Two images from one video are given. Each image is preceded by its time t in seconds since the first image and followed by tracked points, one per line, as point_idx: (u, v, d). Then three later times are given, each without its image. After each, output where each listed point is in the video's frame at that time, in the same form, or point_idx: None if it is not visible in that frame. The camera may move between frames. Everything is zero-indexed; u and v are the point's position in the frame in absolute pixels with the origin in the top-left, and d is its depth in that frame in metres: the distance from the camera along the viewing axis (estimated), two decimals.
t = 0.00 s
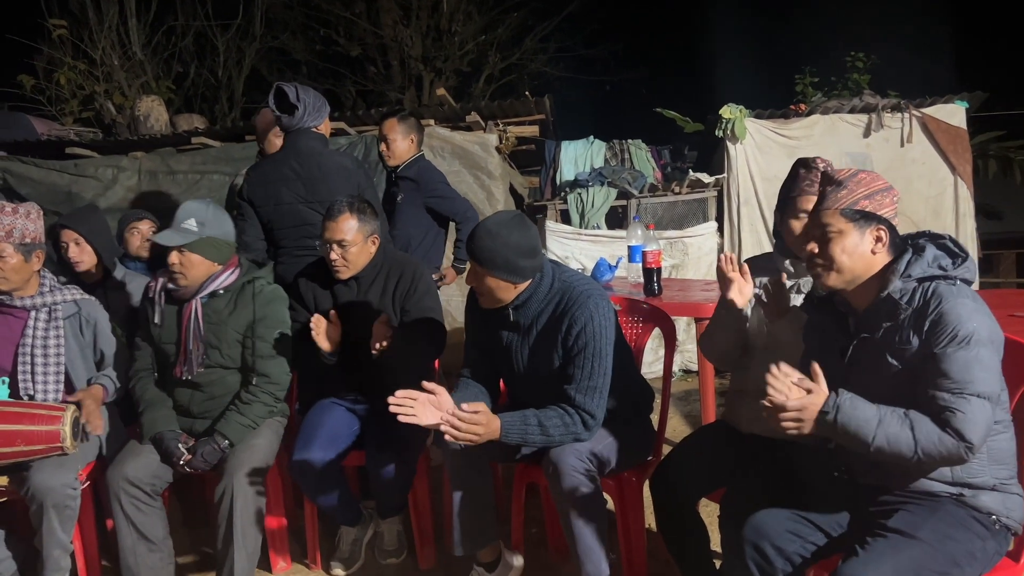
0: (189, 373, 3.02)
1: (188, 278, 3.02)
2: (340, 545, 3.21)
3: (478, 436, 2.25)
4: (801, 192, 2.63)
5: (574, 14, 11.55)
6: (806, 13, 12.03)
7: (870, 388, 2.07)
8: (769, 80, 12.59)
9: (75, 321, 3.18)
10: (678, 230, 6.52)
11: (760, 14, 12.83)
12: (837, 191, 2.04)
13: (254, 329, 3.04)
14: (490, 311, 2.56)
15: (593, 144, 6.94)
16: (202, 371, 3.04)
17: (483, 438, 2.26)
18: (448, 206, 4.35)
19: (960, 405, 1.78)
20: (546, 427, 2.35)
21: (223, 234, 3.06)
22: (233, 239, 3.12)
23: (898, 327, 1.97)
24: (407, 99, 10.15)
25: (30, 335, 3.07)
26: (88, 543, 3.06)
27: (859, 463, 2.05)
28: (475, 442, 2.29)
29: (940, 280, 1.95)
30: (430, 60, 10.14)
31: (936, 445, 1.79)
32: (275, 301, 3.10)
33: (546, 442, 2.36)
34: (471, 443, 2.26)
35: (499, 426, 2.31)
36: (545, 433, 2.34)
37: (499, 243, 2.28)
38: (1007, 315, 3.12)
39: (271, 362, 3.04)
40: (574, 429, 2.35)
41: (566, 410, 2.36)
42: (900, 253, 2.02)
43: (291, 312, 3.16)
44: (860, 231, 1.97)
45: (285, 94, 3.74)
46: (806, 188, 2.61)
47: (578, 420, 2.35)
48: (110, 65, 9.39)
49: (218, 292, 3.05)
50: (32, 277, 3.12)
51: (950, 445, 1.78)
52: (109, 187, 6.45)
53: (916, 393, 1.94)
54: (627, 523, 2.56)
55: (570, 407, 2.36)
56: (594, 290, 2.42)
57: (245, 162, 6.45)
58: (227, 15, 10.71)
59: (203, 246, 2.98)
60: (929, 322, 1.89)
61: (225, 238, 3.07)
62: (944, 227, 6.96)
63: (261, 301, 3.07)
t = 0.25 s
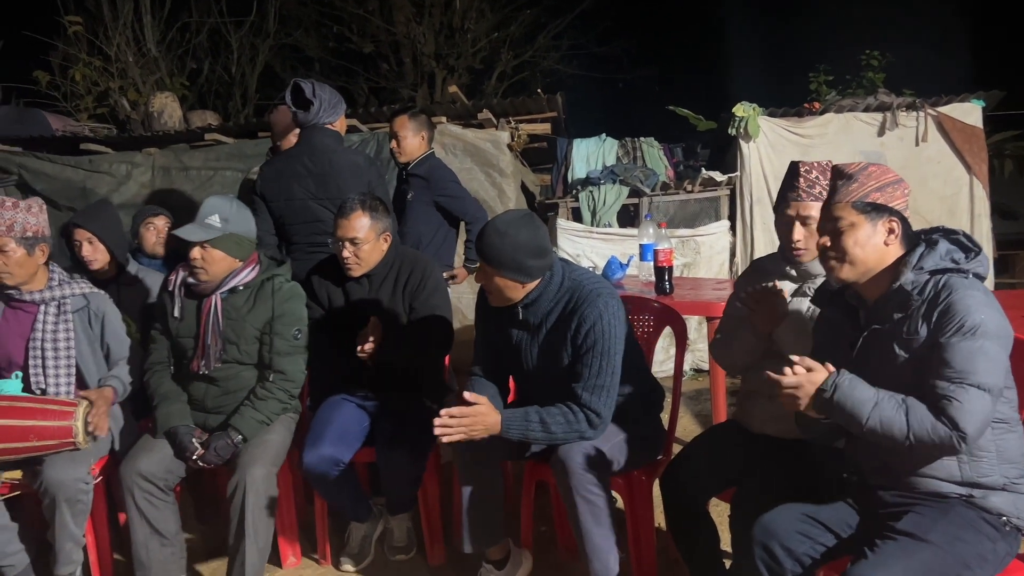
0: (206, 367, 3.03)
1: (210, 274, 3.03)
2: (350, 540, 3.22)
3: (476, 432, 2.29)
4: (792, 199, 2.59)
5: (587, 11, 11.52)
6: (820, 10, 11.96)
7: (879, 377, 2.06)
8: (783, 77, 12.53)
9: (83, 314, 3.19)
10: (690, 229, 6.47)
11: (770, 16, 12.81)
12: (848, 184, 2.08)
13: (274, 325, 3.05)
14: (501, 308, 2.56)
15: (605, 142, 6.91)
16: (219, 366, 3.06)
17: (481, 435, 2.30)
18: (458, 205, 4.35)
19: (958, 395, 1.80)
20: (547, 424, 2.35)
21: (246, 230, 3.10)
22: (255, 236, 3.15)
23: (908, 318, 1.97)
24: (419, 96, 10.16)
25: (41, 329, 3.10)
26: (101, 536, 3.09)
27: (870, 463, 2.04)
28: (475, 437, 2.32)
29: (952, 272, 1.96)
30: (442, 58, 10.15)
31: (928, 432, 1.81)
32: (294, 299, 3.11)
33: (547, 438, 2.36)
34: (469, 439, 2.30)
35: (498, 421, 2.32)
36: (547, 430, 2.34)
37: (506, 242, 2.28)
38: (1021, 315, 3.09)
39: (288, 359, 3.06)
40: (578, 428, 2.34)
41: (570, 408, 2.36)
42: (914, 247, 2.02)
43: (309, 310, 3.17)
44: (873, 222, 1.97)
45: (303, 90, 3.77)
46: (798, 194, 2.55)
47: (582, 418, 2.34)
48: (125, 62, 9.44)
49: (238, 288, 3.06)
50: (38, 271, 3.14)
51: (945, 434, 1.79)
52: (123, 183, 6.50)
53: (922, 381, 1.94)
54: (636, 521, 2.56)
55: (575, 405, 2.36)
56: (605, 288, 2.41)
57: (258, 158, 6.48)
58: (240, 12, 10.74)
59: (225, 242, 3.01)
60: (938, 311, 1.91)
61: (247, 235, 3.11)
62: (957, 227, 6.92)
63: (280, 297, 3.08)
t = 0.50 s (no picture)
0: (221, 362, 3.07)
1: (222, 270, 3.04)
2: (366, 535, 3.24)
3: (497, 428, 2.28)
4: (793, 200, 2.48)
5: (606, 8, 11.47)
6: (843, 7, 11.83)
7: (898, 380, 2.04)
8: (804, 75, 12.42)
9: (101, 307, 3.23)
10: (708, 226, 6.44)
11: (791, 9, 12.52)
12: (868, 184, 2.05)
13: (286, 318, 3.07)
14: (518, 305, 2.56)
15: (624, 139, 6.88)
16: (234, 360, 3.09)
17: (503, 431, 2.29)
18: (475, 203, 4.34)
19: (979, 398, 1.79)
20: (567, 421, 2.34)
21: (256, 225, 3.10)
22: (264, 229, 3.15)
23: (927, 320, 1.96)
24: (438, 94, 10.18)
25: (58, 322, 3.13)
26: (121, 528, 3.13)
27: (888, 464, 2.02)
28: (496, 433, 2.31)
29: (972, 273, 1.94)
30: (461, 55, 10.15)
31: (950, 438, 1.81)
32: (306, 292, 3.12)
33: (567, 435, 2.36)
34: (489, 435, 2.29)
35: (519, 418, 2.30)
36: (567, 427, 2.34)
37: (525, 238, 2.29)
38: None
39: (304, 352, 3.07)
40: (597, 425, 2.34)
41: (589, 405, 2.36)
42: (932, 247, 2.00)
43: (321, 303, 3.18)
44: (891, 222, 1.95)
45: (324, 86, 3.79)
46: (798, 194, 2.45)
47: (601, 415, 2.34)
48: (147, 59, 9.53)
49: (250, 283, 3.09)
50: (55, 264, 3.18)
51: (965, 438, 1.79)
52: (144, 178, 6.57)
53: (941, 385, 1.93)
54: (652, 519, 2.55)
55: (593, 402, 2.36)
56: (622, 285, 2.40)
57: (278, 155, 6.54)
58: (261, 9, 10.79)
59: (235, 237, 3.02)
60: (957, 314, 1.89)
61: (256, 230, 3.11)
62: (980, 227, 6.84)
63: (291, 291, 3.10)
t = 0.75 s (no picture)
0: (235, 358, 3.10)
1: (226, 267, 3.09)
2: (384, 529, 3.27)
3: (511, 422, 2.29)
4: (802, 200, 2.47)
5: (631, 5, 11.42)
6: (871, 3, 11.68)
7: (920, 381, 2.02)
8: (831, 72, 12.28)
9: (126, 300, 3.27)
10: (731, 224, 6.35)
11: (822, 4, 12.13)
12: (895, 180, 1.99)
13: (293, 310, 3.08)
14: (536, 301, 2.56)
15: (646, 136, 6.83)
16: (248, 354, 3.11)
17: (516, 425, 2.30)
18: (495, 199, 4.34)
19: (1010, 399, 1.77)
20: (582, 418, 2.35)
21: (255, 219, 3.10)
22: (266, 223, 3.16)
23: (952, 320, 1.93)
24: (461, 91, 10.20)
25: (85, 314, 3.19)
26: (145, 518, 3.18)
27: (909, 465, 2.00)
28: (510, 428, 2.32)
29: (997, 272, 1.91)
30: (484, 51, 10.16)
31: (985, 439, 1.78)
32: (311, 283, 3.12)
33: (583, 432, 2.36)
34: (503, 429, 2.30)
35: (532, 413, 2.32)
36: (582, 424, 2.35)
37: (544, 235, 2.29)
38: None
39: (311, 341, 3.07)
40: (613, 421, 2.35)
41: (606, 402, 2.36)
42: (957, 246, 1.97)
43: (329, 293, 3.18)
44: (918, 221, 1.92)
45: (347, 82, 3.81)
46: (806, 194, 2.44)
47: (618, 412, 2.34)
48: (175, 56, 9.65)
49: (256, 277, 3.11)
50: (81, 258, 3.23)
51: (1000, 439, 1.77)
52: (171, 174, 6.65)
53: (966, 387, 1.91)
54: (670, 517, 2.54)
55: (611, 399, 2.35)
56: (641, 282, 2.40)
57: (301, 151, 6.61)
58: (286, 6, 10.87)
59: (235, 234, 3.03)
60: (985, 315, 1.87)
61: (256, 224, 3.11)
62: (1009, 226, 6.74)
63: (296, 282, 3.10)
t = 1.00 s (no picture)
0: (253, 352, 3.16)
1: (240, 263, 3.15)
2: (405, 522, 3.30)
3: (531, 418, 2.31)
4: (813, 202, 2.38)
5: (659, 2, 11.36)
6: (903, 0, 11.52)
7: (946, 384, 2.01)
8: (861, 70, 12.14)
9: (155, 294, 3.33)
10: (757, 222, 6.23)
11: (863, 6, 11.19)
12: (927, 177, 1.95)
13: (306, 303, 3.12)
14: (557, 298, 2.57)
15: (672, 134, 6.80)
16: (265, 348, 3.17)
17: (536, 421, 2.31)
18: (515, 197, 4.37)
19: None
20: (602, 414, 2.35)
21: (266, 215, 3.15)
22: (278, 219, 3.21)
23: (980, 322, 1.91)
24: (488, 88, 10.22)
25: (115, 307, 3.26)
26: (169, 508, 3.24)
27: (932, 466, 1.98)
28: (528, 423, 2.33)
29: None
30: (512, 49, 10.20)
31: (1000, 443, 1.81)
32: (323, 275, 3.16)
33: (602, 428, 2.35)
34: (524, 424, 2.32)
35: (553, 409, 2.34)
36: (601, 420, 2.34)
37: (564, 231, 2.30)
38: None
39: (326, 333, 3.11)
40: (632, 419, 2.33)
41: (625, 399, 2.36)
42: (989, 246, 1.93)
43: (343, 286, 3.22)
44: (949, 220, 1.89)
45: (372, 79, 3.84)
46: (818, 195, 2.34)
47: (637, 409, 2.33)
48: (205, 53, 9.77)
49: (270, 273, 3.16)
50: (114, 251, 3.29)
51: (1017, 446, 1.79)
52: (200, 170, 6.74)
53: (994, 390, 1.90)
54: (688, 516, 2.54)
55: (630, 396, 2.35)
56: (661, 280, 2.39)
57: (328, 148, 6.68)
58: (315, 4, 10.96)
59: (247, 230, 3.09)
60: (1013, 319, 1.86)
61: (268, 219, 3.16)
62: None
63: (308, 276, 3.14)
